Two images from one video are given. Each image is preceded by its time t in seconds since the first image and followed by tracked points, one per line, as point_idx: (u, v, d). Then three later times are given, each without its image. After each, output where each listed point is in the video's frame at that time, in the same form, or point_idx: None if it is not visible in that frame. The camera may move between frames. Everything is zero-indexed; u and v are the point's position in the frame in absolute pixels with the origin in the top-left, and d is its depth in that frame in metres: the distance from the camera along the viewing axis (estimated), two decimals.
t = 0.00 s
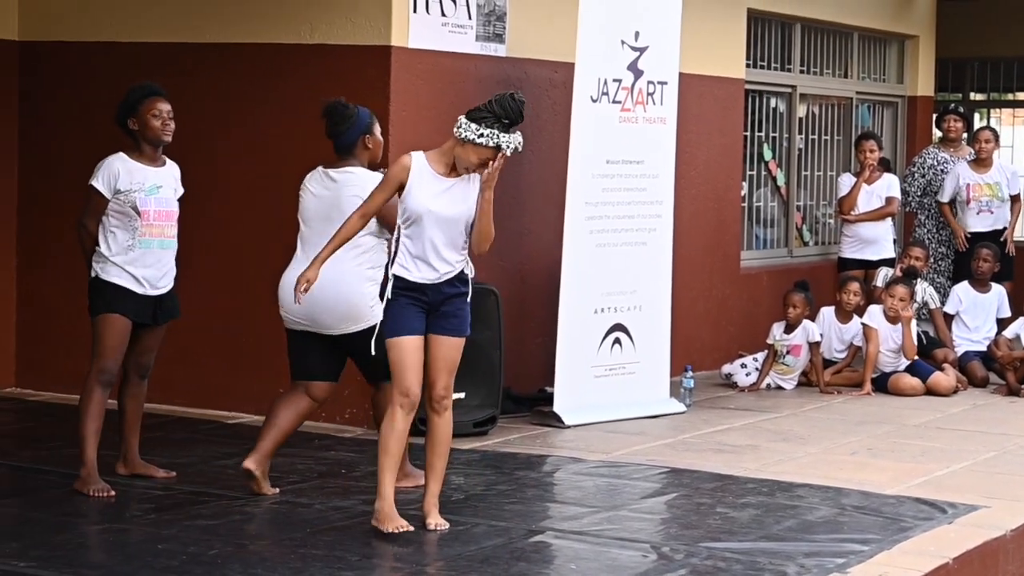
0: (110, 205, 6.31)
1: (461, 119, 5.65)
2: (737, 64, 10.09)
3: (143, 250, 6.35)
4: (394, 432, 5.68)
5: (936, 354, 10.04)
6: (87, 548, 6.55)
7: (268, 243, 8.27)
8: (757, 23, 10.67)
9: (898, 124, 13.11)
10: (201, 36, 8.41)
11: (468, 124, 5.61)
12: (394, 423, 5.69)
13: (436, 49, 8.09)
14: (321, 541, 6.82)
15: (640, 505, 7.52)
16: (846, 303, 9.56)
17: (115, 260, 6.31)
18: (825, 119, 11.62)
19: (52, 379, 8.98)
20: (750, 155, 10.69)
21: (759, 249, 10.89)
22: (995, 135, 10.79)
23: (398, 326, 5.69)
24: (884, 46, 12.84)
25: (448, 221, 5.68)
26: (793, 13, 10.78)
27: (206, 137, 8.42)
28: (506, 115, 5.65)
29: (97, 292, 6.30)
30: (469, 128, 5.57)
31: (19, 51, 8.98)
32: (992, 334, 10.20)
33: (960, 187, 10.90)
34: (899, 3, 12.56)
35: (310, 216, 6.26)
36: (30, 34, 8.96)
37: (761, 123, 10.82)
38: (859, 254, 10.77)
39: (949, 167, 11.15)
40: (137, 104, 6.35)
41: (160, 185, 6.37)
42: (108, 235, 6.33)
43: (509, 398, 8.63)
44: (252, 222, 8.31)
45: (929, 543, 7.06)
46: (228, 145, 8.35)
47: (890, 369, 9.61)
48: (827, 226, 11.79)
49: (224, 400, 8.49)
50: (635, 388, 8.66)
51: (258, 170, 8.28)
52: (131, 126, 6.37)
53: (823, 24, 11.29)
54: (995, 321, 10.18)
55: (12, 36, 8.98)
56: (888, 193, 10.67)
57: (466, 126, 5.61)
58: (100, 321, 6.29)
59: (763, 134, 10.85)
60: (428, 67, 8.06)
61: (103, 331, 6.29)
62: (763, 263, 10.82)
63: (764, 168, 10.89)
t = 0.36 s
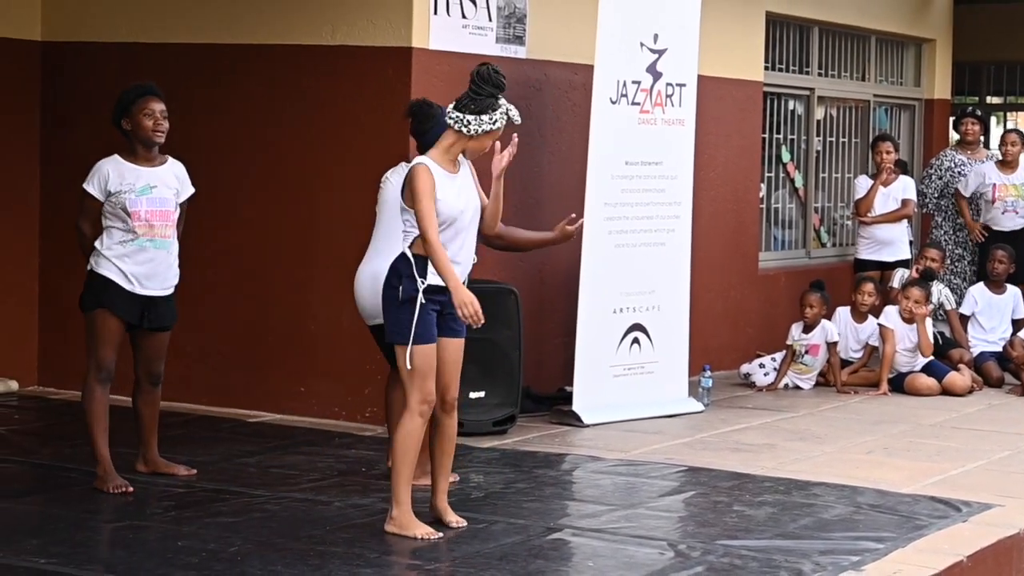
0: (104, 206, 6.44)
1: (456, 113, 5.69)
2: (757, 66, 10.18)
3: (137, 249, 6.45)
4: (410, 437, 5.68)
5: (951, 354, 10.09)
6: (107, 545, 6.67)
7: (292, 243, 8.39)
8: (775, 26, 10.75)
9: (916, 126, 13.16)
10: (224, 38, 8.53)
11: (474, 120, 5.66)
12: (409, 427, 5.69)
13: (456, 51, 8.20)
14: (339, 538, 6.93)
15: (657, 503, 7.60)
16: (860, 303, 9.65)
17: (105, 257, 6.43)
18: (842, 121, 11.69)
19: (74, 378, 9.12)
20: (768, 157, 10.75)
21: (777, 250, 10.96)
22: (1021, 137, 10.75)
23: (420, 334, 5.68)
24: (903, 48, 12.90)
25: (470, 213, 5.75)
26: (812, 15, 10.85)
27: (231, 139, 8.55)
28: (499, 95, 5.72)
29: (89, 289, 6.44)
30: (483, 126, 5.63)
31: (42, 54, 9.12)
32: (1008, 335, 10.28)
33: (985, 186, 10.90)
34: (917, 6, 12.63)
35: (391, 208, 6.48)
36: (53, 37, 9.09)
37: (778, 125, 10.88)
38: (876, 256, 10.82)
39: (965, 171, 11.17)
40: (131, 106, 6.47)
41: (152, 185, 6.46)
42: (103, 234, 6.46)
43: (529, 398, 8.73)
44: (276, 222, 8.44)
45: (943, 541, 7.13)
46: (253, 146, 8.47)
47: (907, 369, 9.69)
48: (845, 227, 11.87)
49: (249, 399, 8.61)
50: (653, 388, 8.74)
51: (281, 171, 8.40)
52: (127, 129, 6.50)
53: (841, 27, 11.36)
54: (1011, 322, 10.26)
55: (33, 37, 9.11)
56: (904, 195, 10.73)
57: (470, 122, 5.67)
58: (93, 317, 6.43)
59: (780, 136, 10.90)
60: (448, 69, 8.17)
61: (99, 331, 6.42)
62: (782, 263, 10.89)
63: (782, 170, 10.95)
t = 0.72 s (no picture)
0: (102, 199, 6.37)
1: (446, 107, 5.77)
2: (761, 63, 10.15)
3: (141, 245, 6.43)
4: (412, 439, 5.66)
5: (956, 353, 10.07)
6: (106, 543, 6.67)
7: (296, 241, 8.39)
8: (781, 24, 10.73)
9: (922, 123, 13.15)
10: (227, 33, 8.52)
11: (467, 103, 5.75)
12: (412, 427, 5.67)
13: (459, 47, 8.18)
14: (341, 537, 6.92)
15: (661, 501, 7.58)
16: (865, 301, 9.64)
17: (110, 253, 6.38)
18: (848, 119, 11.66)
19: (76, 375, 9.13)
20: (774, 154, 10.74)
21: (783, 248, 10.94)
22: None
23: (441, 337, 5.66)
24: (908, 45, 12.88)
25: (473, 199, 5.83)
26: (817, 13, 10.83)
27: (233, 136, 8.54)
28: (473, 69, 5.81)
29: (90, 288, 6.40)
30: (479, 105, 5.73)
31: (41, 49, 9.11)
32: (1012, 334, 10.26)
33: (998, 183, 10.85)
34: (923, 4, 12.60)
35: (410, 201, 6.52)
36: (53, 32, 9.09)
37: (784, 123, 10.87)
38: (882, 253, 10.80)
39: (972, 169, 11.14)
40: (128, 96, 6.43)
41: (151, 178, 6.46)
42: (102, 229, 6.40)
43: (533, 395, 8.71)
44: (280, 220, 8.43)
45: (948, 538, 7.10)
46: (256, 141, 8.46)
47: (912, 367, 9.66)
48: (850, 226, 11.85)
49: (253, 399, 8.61)
50: (657, 386, 8.72)
51: (284, 168, 8.39)
52: (121, 118, 6.44)
53: (846, 24, 11.33)
54: (1015, 320, 10.26)
55: (31, 30, 9.11)
56: (909, 193, 10.71)
57: (464, 108, 5.76)
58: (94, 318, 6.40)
59: (786, 134, 10.89)
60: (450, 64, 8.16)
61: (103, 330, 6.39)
62: (788, 262, 10.87)
63: (788, 167, 10.93)
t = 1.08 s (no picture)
0: (130, 196, 6.16)
1: (467, 106, 5.65)
2: (761, 58, 10.07)
3: (168, 244, 6.23)
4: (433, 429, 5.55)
5: (958, 349, 9.95)
6: (99, 542, 6.59)
7: (291, 237, 8.32)
8: (781, 19, 10.65)
9: (923, 119, 13.07)
10: (219, 26, 8.44)
11: (488, 100, 5.63)
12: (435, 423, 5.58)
13: (456, 41, 8.12)
14: (337, 535, 6.85)
15: (661, 499, 7.50)
16: (864, 297, 9.57)
17: (140, 253, 6.17)
18: (849, 115, 11.59)
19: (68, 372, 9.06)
20: (774, 150, 10.66)
21: (784, 245, 10.85)
22: None
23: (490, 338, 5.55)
24: (909, 41, 12.80)
25: (510, 188, 5.74)
26: (817, 8, 10.75)
27: (227, 132, 8.46)
28: (491, 65, 5.69)
29: (117, 292, 6.20)
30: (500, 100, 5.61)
31: (32, 43, 9.04)
32: (1016, 331, 10.20)
33: (996, 180, 10.78)
34: None
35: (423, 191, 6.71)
36: (45, 25, 9.02)
37: (785, 118, 10.79)
38: (883, 250, 10.73)
39: (974, 164, 11.11)
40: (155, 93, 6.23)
41: (178, 175, 6.26)
42: (129, 229, 6.18)
43: (531, 393, 8.64)
44: (275, 216, 8.36)
45: (950, 536, 7.02)
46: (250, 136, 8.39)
47: (914, 364, 9.58)
48: (851, 222, 11.76)
49: (250, 397, 8.54)
50: (657, 383, 8.63)
51: (280, 164, 8.32)
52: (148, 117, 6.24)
53: (846, 19, 11.25)
54: (1018, 318, 10.20)
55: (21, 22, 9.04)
56: (911, 188, 10.61)
57: (485, 105, 5.64)
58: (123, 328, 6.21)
59: (787, 129, 10.81)
60: (447, 58, 8.10)
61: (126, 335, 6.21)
62: (789, 258, 10.79)
63: (789, 163, 10.85)
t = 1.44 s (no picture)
0: (162, 190, 6.05)
1: (502, 106, 5.68)
2: (763, 54, 10.03)
3: (196, 241, 6.11)
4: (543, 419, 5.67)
5: (962, 347, 9.93)
6: (99, 541, 6.55)
7: (290, 236, 8.29)
8: (783, 15, 10.60)
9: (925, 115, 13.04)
10: (218, 23, 8.39)
11: (520, 98, 5.65)
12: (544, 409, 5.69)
13: (457, 38, 8.09)
14: (338, 535, 6.80)
15: (663, 498, 7.46)
16: (866, 294, 9.55)
17: (165, 247, 6.06)
18: (851, 111, 11.55)
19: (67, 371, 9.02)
20: (776, 146, 10.61)
21: (785, 242, 10.82)
22: None
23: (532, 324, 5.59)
24: (911, 37, 12.76)
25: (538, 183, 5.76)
26: (819, 4, 10.70)
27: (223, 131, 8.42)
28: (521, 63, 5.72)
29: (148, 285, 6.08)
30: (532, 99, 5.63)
31: (34, 39, 8.98)
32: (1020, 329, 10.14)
33: (994, 176, 10.73)
34: None
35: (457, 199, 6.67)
36: (46, 22, 8.96)
37: (787, 115, 10.75)
38: (885, 247, 10.70)
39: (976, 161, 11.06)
40: (197, 89, 6.11)
41: (214, 172, 6.12)
42: (158, 222, 6.08)
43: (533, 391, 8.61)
44: (272, 215, 8.32)
45: (954, 536, 6.97)
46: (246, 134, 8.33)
47: (916, 361, 9.56)
48: (853, 219, 11.73)
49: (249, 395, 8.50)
50: (658, 382, 8.59)
51: (277, 163, 8.28)
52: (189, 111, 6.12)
53: (848, 15, 11.21)
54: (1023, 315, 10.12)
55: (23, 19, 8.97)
56: (913, 185, 10.57)
57: (519, 103, 5.66)
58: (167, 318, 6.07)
59: (789, 126, 10.77)
60: (450, 56, 8.07)
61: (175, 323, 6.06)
62: (790, 255, 10.75)
63: (791, 160, 10.81)
